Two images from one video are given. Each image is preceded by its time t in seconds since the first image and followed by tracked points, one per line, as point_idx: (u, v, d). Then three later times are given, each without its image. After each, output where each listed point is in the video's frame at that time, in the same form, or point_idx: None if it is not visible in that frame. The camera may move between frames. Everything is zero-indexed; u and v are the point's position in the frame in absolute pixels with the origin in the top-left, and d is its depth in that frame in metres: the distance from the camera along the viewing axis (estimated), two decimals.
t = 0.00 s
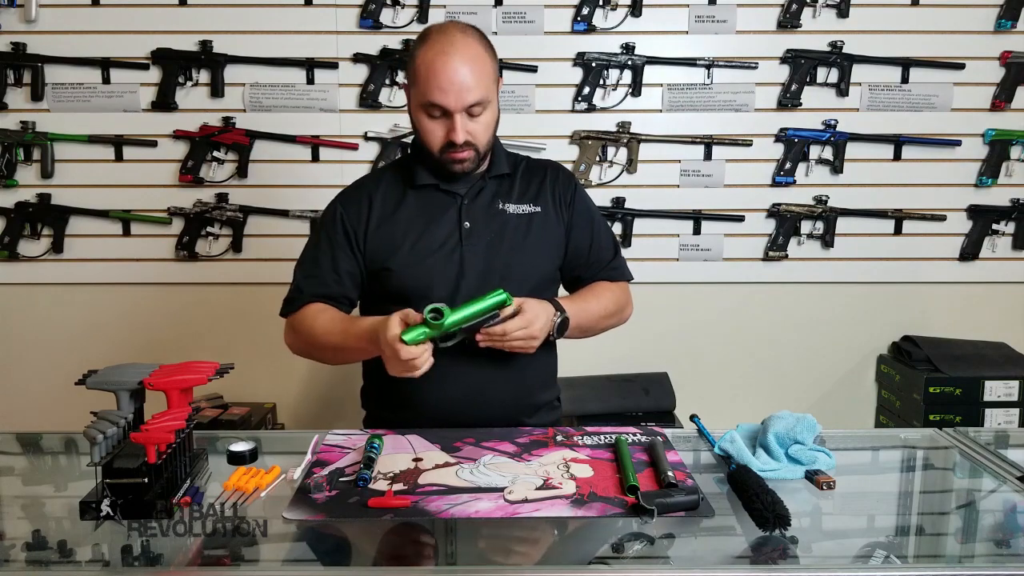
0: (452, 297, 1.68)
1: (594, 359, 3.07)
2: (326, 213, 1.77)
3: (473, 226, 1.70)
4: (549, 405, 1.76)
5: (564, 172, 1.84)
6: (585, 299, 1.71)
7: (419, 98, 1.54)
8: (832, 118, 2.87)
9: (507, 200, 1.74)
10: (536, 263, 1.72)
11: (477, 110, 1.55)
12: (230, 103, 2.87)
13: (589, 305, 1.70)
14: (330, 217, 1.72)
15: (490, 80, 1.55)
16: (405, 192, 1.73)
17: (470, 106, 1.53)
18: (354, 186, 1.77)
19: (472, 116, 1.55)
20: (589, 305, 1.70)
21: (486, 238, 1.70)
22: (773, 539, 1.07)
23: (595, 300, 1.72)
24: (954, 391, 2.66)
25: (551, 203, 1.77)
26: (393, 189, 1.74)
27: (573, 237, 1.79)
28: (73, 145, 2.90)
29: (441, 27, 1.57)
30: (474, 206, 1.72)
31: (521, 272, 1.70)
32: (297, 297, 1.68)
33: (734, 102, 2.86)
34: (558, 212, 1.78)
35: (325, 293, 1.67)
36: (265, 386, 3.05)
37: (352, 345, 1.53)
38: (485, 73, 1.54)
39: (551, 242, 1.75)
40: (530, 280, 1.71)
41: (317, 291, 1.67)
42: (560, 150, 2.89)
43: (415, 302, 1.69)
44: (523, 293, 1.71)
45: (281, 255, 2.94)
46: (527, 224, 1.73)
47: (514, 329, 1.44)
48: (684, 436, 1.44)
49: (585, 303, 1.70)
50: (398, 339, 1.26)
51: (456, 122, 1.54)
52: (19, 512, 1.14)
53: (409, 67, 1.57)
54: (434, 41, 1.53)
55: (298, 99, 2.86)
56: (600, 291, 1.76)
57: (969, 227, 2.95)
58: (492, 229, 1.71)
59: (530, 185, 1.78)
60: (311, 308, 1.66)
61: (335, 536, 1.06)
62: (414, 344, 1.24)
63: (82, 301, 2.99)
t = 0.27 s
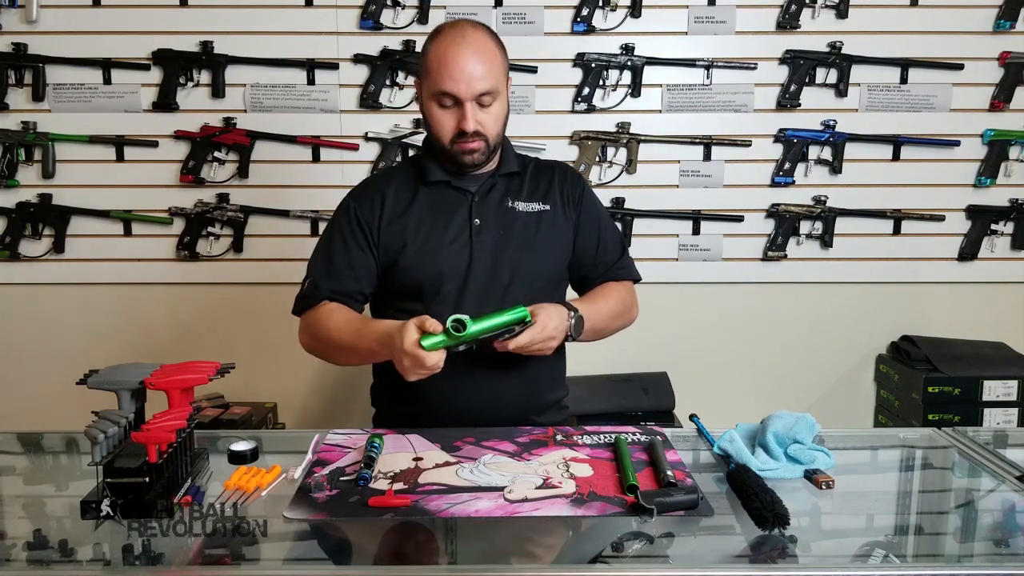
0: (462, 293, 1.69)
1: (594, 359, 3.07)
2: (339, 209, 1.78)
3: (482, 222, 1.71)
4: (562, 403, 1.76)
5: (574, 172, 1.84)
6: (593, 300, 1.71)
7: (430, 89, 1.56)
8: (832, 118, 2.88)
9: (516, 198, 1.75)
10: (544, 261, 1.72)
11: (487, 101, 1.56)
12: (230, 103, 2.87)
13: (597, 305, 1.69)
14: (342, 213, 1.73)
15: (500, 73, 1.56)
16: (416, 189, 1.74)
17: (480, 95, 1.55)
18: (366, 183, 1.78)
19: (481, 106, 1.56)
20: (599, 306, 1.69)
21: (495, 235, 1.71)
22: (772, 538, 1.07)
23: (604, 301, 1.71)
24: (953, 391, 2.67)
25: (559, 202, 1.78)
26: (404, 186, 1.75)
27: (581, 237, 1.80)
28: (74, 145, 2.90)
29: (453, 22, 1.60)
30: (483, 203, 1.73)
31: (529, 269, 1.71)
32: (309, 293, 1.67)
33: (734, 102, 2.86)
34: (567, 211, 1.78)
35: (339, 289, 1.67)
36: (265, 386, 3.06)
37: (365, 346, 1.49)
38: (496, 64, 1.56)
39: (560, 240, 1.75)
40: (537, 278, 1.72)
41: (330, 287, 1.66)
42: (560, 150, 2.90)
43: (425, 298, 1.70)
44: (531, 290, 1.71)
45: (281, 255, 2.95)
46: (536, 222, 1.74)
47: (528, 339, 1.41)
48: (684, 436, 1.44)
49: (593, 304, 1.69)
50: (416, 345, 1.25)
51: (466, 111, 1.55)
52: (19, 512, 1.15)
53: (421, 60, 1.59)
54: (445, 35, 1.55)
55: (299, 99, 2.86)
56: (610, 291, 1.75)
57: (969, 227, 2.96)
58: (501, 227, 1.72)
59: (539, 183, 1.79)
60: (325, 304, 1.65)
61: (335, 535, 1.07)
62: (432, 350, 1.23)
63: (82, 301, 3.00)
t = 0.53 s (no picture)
0: (467, 292, 1.69)
1: (594, 359, 3.07)
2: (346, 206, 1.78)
3: (488, 222, 1.71)
4: (563, 404, 1.77)
5: (581, 172, 1.84)
6: (594, 307, 1.71)
7: (430, 91, 1.56)
8: (832, 118, 2.88)
9: (523, 197, 1.74)
10: (549, 261, 1.72)
11: (487, 102, 1.56)
12: (230, 103, 2.87)
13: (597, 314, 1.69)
14: (350, 210, 1.73)
15: (501, 73, 1.57)
16: (422, 187, 1.74)
17: (480, 96, 1.55)
18: (372, 181, 1.79)
19: (482, 107, 1.56)
20: (599, 315, 1.69)
21: (501, 234, 1.71)
22: (772, 538, 1.07)
23: (604, 309, 1.71)
24: (953, 391, 2.67)
25: (566, 202, 1.77)
26: (411, 184, 1.75)
27: (587, 237, 1.80)
28: (74, 145, 2.90)
29: (454, 23, 1.60)
30: (490, 203, 1.73)
31: (535, 269, 1.71)
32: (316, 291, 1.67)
33: (734, 102, 2.86)
34: (573, 210, 1.78)
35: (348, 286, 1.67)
36: (266, 386, 3.06)
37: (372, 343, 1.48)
38: (496, 64, 1.55)
39: (566, 240, 1.75)
40: (543, 278, 1.72)
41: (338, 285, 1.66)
42: (560, 150, 2.90)
43: (430, 297, 1.70)
44: (537, 290, 1.71)
45: (281, 255, 2.95)
46: (542, 221, 1.74)
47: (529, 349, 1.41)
48: (684, 436, 1.44)
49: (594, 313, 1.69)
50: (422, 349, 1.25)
51: (466, 112, 1.55)
52: (19, 512, 1.15)
53: (421, 61, 1.59)
54: (446, 37, 1.56)
55: (299, 99, 2.86)
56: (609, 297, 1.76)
57: (969, 227, 2.96)
58: (507, 226, 1.72)
59: (546, 183, 1.78)
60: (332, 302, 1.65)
61: (335, 536, 1.07)
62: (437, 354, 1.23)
63: (82, 300, 3.00)
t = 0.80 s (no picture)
0: (468, 292, 1.69)
1: (594, 359, 3.07)
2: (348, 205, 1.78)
3: (489, 221, 1.71)
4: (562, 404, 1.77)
5: (583, 173, 1.84)
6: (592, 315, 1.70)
7: (427, 95, 1.57)
8: (832, 118, 2.88)
9: (524, 198, 1.74)
10: (549, 261, 1.72)
11: (483, 105, 1.56)
12: (230, 103, 2.87)
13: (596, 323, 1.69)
14: (351, 209, 1.73)
15: (498, 76, 1.56)
16: (424, 186, 1.74)
17: (477, 99, 1.55)
18: (374, 179, 1.79)
19: (478, 110, 1.56)
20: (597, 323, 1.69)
21: (502, 233, 1.71)
22: (772, 538, 1.07)
23: (602, 317, 1.71)
24: (953, 391, 2.67)
25: (568, 203, 1.77)
26: (412, 182, 1.75)
27: (588, 238, 1.80)
28: (74, 145, 2.90)
29: (450, 25, 1.60)
30: (491, 202, 1.72)
31: (535, 269, 1.71)
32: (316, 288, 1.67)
33: (734, 102, 2.86)
34: (574, 211, 1.78)
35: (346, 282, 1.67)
36: (266, 386, 3.06)
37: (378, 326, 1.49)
38: (491, 67, 1.55)
39: (567, 241, 1.75)
40: (543, 279, 1.72)
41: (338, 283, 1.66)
42: (560, 150, 2.90)
43: (430, 296, 1.70)
44: (536, 290, 1.72)
45: (281, 255, 2.95)
46: (543, 222, 1.73)
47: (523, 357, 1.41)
48: (684, 436, 1.44)
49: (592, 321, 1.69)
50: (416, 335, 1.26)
51: (462, 116, 1.55)
52: (19, 512, 1.15)
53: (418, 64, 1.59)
54: (442, 39, 1.56)
55: (299, 99, 2.86)
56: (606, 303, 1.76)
57: (969, 227, 2.96)
58: (508, 226, 1.72)
59: (547, 183, 1.78)
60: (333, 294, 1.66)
61: (335, 536, 1.07)
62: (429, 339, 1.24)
63: (83, 300, 3.00)
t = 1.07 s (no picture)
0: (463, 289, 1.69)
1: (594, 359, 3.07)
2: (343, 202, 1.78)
3: (484, 219, 1.71)
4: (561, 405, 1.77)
5: (579, 171, 1.84)
6: (586, 313, 1.70)
7: (420, 97, 1.56)
8: (832, 118, 2.88)
9: (520, 195, 1.74)
10: (545, 259, 1.72)
11: (477, 106, 1.55)
12: (230, 103, 2.87)
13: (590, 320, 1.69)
14: (346, 207, 1.73)
15: (491, 77, 1.55)
16: (419, 184, 1.74)
17: (470, 101, 1.54)
18: (369, 176, 1.78)
19: (471, 111, 1.56)
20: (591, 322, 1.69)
21: (497, 231, 1.71)
22: (772, 538, 1.07)
23: (596, 316, 1.71)
24: (953, 391, 2.67)
25: (564, 201, 1.77)
26: (407, 180, 1.75)
27: (584, 236, 1.80)
28: (74, 145, 2.90)
29: (443, 25, 1.58)
30: (486, 200, 1.72)
31: (530, 267, 1.71)
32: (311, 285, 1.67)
33: (734, 102, 2.86)
34: (570, 209, 1.78)
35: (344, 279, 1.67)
36: (266, 387, 3.06)
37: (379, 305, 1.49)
38: (484, 67, 1.54)
39: (562, 239, 1.75)
40: (538, 277, 1.72)
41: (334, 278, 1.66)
42: (560, 150, 2.90)
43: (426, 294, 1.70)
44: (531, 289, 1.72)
45: (282, 255, 2.95)
46: (539, 220, 1.73)
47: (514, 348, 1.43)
48: (684, 436, 1.44)
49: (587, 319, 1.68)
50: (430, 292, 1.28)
51: (454, 118, 1.55)
52: (19, 512, 1.15)
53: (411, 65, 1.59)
54: (435, 40, 1.55)
55: (299, 99, 2.86)
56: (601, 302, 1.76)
57: (969, 227, 2.96)
58: (503, 223, 1.71)
59: (543, 181, 1.78)
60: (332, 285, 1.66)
61: (335, 536, 1.07)
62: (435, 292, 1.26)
63: (83, 300, 3.00)
